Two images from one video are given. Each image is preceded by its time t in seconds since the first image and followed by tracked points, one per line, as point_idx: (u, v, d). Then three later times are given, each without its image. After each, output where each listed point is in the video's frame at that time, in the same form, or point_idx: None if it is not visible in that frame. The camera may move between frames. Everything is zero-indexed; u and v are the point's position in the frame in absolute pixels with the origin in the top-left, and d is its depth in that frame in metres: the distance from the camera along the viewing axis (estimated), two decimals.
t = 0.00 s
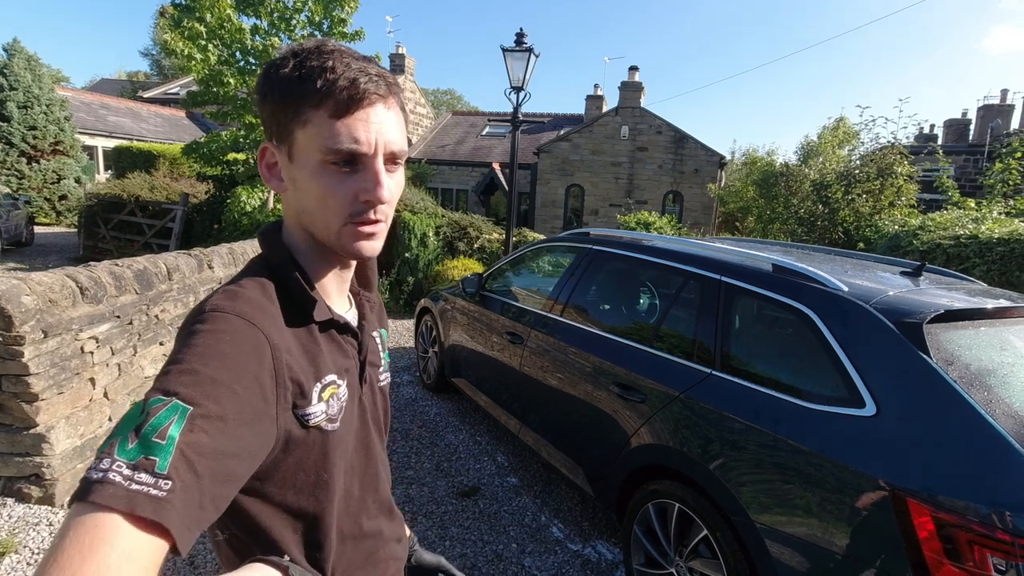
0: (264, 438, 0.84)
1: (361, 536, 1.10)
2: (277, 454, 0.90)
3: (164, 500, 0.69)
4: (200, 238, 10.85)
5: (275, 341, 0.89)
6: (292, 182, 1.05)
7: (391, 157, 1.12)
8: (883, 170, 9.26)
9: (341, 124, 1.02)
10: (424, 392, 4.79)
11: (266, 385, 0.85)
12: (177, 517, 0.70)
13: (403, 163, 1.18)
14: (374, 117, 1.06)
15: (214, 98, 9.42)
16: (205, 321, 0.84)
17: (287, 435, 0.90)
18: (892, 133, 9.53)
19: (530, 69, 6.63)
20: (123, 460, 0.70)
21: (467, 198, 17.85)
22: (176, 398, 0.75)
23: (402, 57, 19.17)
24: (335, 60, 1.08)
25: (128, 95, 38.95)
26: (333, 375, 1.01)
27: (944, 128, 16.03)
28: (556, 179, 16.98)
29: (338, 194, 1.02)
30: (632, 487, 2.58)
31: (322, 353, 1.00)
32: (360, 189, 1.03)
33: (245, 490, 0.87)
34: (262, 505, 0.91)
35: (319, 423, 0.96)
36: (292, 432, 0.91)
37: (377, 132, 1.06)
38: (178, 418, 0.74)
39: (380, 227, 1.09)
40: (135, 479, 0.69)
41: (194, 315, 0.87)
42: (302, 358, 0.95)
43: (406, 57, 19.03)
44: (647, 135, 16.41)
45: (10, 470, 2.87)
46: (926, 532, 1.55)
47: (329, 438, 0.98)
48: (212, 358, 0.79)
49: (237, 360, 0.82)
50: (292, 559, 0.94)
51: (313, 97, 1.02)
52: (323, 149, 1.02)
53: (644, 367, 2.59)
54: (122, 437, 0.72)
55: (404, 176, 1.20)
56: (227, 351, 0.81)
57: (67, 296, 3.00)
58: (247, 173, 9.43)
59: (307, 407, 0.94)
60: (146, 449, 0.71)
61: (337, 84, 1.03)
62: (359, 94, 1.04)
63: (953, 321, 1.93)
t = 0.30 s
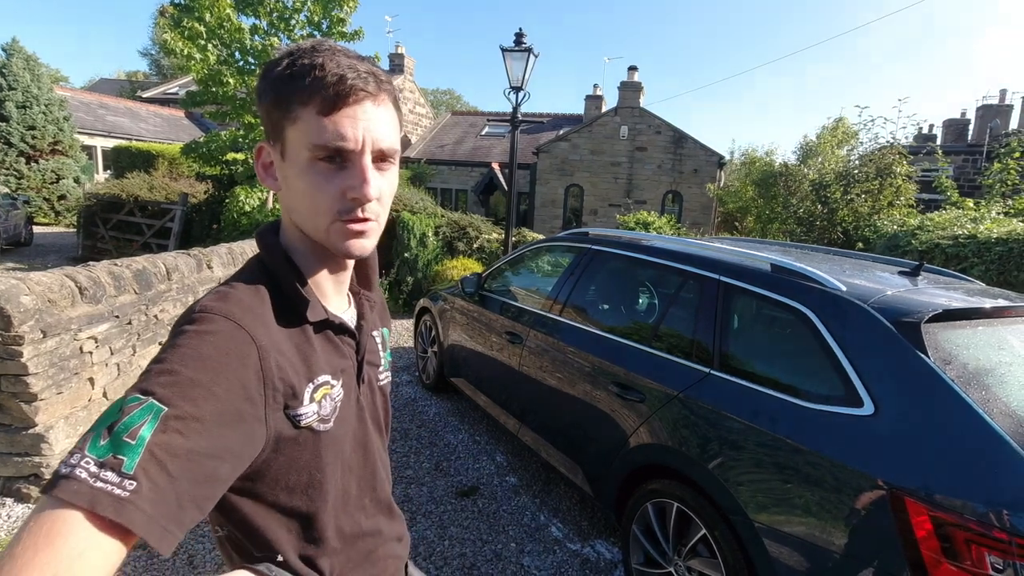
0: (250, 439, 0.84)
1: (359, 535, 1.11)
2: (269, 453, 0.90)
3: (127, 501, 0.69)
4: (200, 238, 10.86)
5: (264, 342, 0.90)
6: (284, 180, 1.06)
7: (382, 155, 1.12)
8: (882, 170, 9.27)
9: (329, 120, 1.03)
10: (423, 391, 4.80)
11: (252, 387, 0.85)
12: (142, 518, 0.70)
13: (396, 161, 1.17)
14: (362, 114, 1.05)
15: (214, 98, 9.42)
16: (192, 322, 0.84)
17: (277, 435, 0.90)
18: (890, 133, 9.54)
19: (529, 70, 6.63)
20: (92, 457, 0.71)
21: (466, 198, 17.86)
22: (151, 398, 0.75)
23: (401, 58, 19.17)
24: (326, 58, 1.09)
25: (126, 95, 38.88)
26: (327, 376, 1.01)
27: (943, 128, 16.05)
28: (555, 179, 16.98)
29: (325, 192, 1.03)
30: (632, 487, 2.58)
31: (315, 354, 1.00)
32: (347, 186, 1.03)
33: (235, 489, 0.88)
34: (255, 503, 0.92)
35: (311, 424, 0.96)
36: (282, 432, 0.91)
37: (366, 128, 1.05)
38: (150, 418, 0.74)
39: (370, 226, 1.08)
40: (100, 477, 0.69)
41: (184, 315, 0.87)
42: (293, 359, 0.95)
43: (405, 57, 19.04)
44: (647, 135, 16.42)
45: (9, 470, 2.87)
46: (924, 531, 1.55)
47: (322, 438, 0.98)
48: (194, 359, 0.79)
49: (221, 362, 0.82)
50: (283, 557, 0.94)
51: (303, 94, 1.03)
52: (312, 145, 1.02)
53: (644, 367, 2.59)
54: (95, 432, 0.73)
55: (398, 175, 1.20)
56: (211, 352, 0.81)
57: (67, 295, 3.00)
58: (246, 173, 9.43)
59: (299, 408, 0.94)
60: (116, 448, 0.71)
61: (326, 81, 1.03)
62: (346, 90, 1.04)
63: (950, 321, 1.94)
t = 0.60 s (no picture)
0: (256, 438, 0.84)
1: (358, 533, 1.11)
2: (272, 451, 0.90)
3: (151, 500, 0.69)
4: (200, 238, 10.87)
5: (270, 340, 0.90)
6: (276, 176, 1.07)
7: (370, 145, 1.11)
8: (881, 170, 9.27)
9: (315, 112, 1.03)
10: (423, 391, 4.79)
11: (258, 386, 0.85)
12: (165, 518, 0.70)
13: (387, 152, 1.17)
14: (347, 104, 1.06)
15: (213, 98, 9.43)
16: (199, 322, 0.84)
17: (281, 433, 0.90)
18: (890, 133, 9.54)
19: (529, 69, 6.63)
20: (112, 460, 0.70)
21: (466, 198, 17.86)
22: (167, 398, 0.75)
23: (401, 58, 19.18)
24: (311, 53, 1.10)
25: (126, 95, 38.86)
26: (329, 375, 1.02)
27: (943, 128, 16.05)
28: (555, 179, 16.97)
29: (315, 184, 1.02)
30: (632, 486, 2.58)
31: (317, 352, 1.00)
32: (336, 177, 1.03)
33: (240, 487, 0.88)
34: (256, 502, 0.91)
35: (313, 422, 0.97)
36: (286, 430, 0.91)
37: (352, 118, 1.05)
38: (167, 418, 0.74)
39: (363, 219, 1.07)
40: (123, 479, 0.69)
41: (189, 315, 0.87)
42: (296, 357, 0.95)
43: (405, 57, 19.05)
44: (646, 135, 16.42)
45: (8, 470, 2.87)
46: (924, 531, 1.55)
47: (324, 437, 0.98)
48: (204, 358, 0.80)
49: (231, 362, 0.82)
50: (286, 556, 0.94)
51: (288, 89, 1.04)
52: (299, 138, 1.03)
53: (643, 367, 2.59)
54: (113, 435, 0.73)
55: (390, 167, 1.19)
56: (220, 352, 0.81)
57: (66, 295, 3.00)
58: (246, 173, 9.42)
59: (301, 406, 0.94)
60: (135, 449, 0.71)
61: (309, 73, 1.04)
62: (331, 81, 1.05)
63: (949, 321, 1.93)
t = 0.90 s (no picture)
0: (256, 436, 0.84)
1: (355, 531, 1.11)
2: (271, 450, 0.90)
3: (147, 497, 0.69)
4: (199, 238, 10.87)
5: (269, 338, 0.90)
6: (280, 180, 1.06)
7: (377, 154, 1.11)
8: (881, 170, 9.26)
9: (323, 121, 1.02)
10: (422, 391, 4.79)
11: (259, 384, 0.86)
12: (162, 514, 0.70)
13: (391, 160, 1.17)
14: (356, 114, 1.05)
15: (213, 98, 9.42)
16: (197, 320, 0.84)
17: (280, 431, 0.90)
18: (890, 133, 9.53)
19: (529, 69, 6.63)
20: (109, 456, 0.70)
21: (466, 198, 17.86)
22: (164, 396, 0.75)
23: (400, 58, 19.17)
24: (319, 59, 1.08)
25: (126, 95, 38.83)
26: (328, 373, 1.02)
27: (943, 128, 16.04)
28: (554, 179, 16.96)
29: (321, 192, 1.03)
30: (631, 486, 2.58)
31: (316, 351, 1.00)
32: (343, 187, 1.03)
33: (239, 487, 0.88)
34: (255, 501, 0.91)
35: (312, 421, 0.97)
36: (285, 429, 0.91)
37: (360, 128, 1.05)
38: (165, 416, 0.74)
39: (365, 227, 1.08)
40: (119, 476, 0.69)
41: (188, 314, 0.87)
42: (295, 355, 0.95)
43: (405, 57, 19.04)
44: (646, 135, 16.41)
45: (8, 470, 2.87)
46: (923, 531, 1.55)
47: (323, 436, 0.99)
48: (203, 356, 0.80)
49: (230, 359, 0.82)
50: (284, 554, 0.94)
51: (296, 95, 1.02)
52: (306, 146, 1.02)
53: (643, 367, 2.59)
54: (110, 432, 0.72)
55: (393, 174, 1.19)
56: (219, 349, 0.81)
57: (65, 295, 3.00)
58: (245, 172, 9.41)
59: (301, 404, 0.94)
60: (132, 445, 0.71)
61: (320, 81, 1.03)
62: (340, 91, 1.04)
63: (949, 321, 1.94)
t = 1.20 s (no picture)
0: (272, 435, 0.84)
1: (360, 529, 1.11)
2: (284, 448, 0.89)
3: (182, 501, 0.69)
4: (199, 238, 10.88)
5: (282, 338, 0.90)
6: (289, 186, 1.05)
7: (389, 164, 1.12)
8: (881, 170, 9.26)
9: (339, 132, 1.02)
10: (423, 391, 4.79)
11: (274, 383, 0.85)
12: (195, 518, 0.70)
13: (400, 168, 1.18)
14: (371, 127, 1.05)
15: (213, 98, 9.42)
16: (210, 321, 0.83)
17: (293, 430, 0.90)
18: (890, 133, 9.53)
19: (529, 70, 6.63)
20: (139, 463, 0.69)
21: (466, 198, 17.86)
22: (188, 400, 0.74)
23: (401, 58, 19.18)
24: (334, 68, 1.07)
25: (127, 95, 38.84)
26: (338, 371, 1.01)
27: (943, 128, 16.04)
28: (554, 179, 16.97)
29: (335, 202, 1.03)
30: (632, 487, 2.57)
31: (325, 348, 1.00)
32: (357, 199, 1.04)
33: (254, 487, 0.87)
34: (266, 501, 0.90)
35: (324, 418, 0.96)
36: (297, 427, 0.90)
37: (375, 140, 1.06)
38: (190, 420, 0.73)
39: (375, 234, 1.10)
40: (152, 482, 0.68)
41: (199, 315, 0.86)
42: (307, 354, 0.95)
43: (405, 57, 19.04)
44: (646, 135, 16.42)
45: (8, 470, 2.87)
46: (925, 532, 1.55)
47: (334, 433, 0.98)
48: (219, 357, 0.79)
49: (245, 359, 0.82)
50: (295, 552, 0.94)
51: (311, 104, 1.01)
52: (320, 156, 1.02)
53: (643, 367, 2.58)
54: (137, 439, 0.71)
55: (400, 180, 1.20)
56: (235, 349, 0.81)
57: (65, 295, 2.99)
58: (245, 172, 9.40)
59: (313, 402, 0.94)
60: (161, 452, 0.70)
61: (337, 93, 1.02)
62: (358, 105, 1.04)
63: (949, 321, 1.93)
